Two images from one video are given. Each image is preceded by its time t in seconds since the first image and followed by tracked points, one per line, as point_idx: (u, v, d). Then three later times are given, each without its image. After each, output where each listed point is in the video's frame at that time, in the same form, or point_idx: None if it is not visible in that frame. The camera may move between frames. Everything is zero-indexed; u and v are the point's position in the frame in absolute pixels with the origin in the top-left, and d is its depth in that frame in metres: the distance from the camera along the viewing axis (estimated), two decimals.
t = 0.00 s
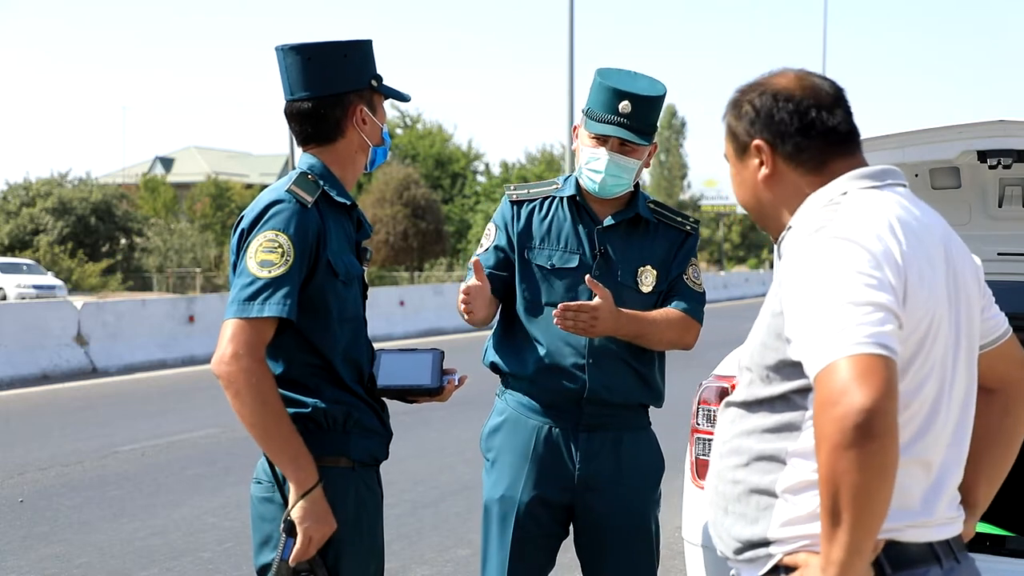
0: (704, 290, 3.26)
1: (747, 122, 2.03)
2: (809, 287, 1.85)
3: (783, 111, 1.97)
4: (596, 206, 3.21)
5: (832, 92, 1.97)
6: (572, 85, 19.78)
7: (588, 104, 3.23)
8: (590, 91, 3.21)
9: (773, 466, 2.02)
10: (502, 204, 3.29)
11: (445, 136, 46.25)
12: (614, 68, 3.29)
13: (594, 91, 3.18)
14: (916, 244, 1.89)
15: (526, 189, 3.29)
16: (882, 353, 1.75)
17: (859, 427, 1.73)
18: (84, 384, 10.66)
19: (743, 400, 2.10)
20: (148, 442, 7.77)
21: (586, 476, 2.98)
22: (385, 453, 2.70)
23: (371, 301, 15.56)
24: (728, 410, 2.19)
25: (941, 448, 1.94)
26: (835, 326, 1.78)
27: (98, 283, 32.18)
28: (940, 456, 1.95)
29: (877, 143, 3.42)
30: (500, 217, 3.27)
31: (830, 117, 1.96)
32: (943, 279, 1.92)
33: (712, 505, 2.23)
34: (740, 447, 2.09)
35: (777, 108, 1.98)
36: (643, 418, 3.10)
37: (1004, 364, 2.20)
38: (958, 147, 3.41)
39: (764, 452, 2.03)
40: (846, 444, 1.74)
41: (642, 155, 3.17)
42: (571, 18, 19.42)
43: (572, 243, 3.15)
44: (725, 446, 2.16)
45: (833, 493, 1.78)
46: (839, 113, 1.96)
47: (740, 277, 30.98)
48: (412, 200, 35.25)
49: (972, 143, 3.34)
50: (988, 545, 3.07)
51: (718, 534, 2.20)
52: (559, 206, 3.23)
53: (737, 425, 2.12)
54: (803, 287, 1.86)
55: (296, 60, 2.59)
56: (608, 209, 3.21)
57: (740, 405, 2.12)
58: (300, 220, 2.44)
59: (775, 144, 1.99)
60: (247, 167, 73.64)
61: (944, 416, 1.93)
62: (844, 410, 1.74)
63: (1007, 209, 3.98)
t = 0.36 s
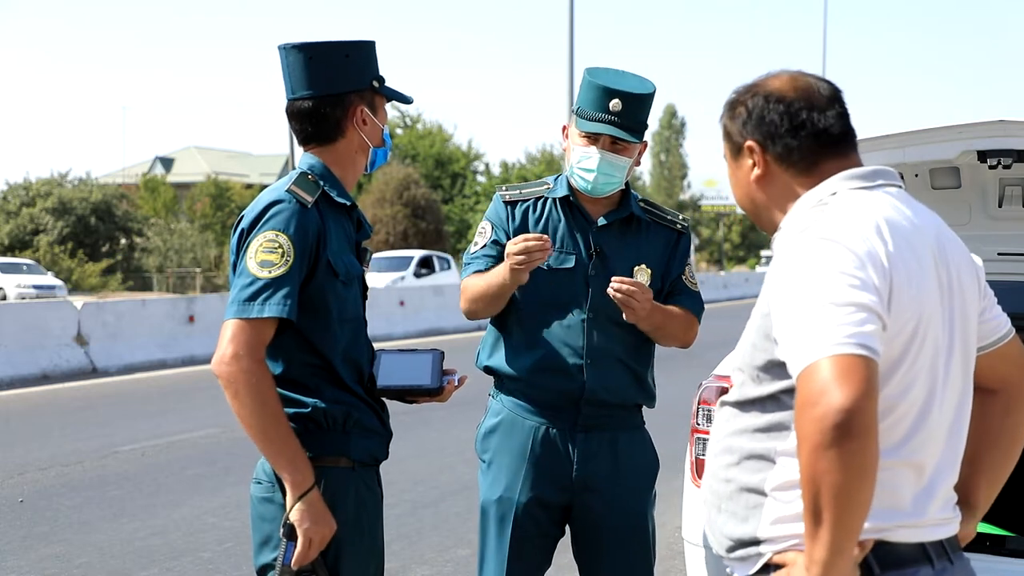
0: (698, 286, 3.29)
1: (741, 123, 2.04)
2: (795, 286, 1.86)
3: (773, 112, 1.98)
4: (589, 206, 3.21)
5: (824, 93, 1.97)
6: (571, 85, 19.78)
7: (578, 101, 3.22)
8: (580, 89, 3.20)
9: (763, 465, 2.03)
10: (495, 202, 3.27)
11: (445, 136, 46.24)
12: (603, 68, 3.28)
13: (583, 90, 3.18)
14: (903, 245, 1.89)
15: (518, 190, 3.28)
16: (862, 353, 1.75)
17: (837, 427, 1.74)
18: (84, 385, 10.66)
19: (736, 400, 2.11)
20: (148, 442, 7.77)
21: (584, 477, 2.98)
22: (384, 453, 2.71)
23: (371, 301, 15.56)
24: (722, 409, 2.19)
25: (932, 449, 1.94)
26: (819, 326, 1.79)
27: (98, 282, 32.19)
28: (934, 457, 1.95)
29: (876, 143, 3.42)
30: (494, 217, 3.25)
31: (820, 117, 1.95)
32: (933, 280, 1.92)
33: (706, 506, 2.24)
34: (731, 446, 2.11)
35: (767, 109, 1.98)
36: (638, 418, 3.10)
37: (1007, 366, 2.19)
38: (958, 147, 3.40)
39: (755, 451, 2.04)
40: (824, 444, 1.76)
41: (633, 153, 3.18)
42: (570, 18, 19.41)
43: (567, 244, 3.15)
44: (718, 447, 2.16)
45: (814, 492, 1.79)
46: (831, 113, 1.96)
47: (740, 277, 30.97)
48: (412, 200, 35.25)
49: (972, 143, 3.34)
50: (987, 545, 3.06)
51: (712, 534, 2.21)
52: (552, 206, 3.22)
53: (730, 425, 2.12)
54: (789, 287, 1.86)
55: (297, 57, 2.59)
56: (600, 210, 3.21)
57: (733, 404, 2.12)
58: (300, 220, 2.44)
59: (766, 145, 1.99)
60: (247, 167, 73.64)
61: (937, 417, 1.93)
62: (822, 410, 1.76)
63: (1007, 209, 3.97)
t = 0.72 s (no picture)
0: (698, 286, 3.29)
1: (741, 124, 2.04)
2: (789, 286, 1.86)
3: (773, 112, 1.97)
4: (592, 205, 3.22)
5: (824, 94, 1.97)
6: (572, 85, 19.78)
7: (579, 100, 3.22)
8: (581, 89, 3.20)
9: (757, 463, 2.04)
10: (496, 201, 3.24)
11: (445, 136, 46.24)
12: (603, 67, 3.27)
13: (584, 90, 3.17)
14: (898, 245, 1.89)
15: (520, 190, 3.27)
16: (853, 353, 1.76)
17: (827, 426, 1.75)
18: (84, 385, 10.66)
19: (733, 397, 2.11)
20: (148, 442, 7.77)
21: (585, 476, 2.98)
22: (384, 453, 2.71)
23: (371, 301, 15.56)
24: (719, 407, 2.19)
25: (928, 449, 1.94)
26: (812, 325, 1.79)
27: (99, 282, 32.19)
28: (931, 458, 1.96)
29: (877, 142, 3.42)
30: (498, 215, 3.21)
31: (820, 118, 1.95)
32: (929, 281, 1.92)
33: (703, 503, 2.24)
34: (727, 444, 2.11)
35: (768, 109, 1.98)
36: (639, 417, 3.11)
37: (1008, 365, 2.19)
38: (958, 147, 3.40)
39: (750, 448, 2.05)
40: (815, 443, 1.77)
41: (636, 152, 3.18)
42: (571, 18, 19.42)
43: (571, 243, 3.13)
44: (715, 446, 2.16)
45: (806, 491, 1.80)
46: (831, 114, 1.96)
47: (740, 277, 30.97)
48: (412, 200, 35.27)
49: (972, 143, 3.34)
50: (987, 545, 3.06)
51: (708, 532, 2.21)
52: (555, 205, 3.21)
53: (727, 422, 2.12)
54: (782, 286, 1.87)
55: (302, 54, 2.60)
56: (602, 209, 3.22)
57: (730, 402, 2.13)
58: (299, 219, 2.44)
59: (765, 145, 1.99)
60: (247, 167, 73.64)
61: (933, 417, 1.93)
62: (813, 409, 1.76)
63: (1007, 209, 3.97)
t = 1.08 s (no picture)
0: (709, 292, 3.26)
1: (745, 124, 2.04)
2: (790, 284, 1.86)
3: (777, 113, 1.97)
4: (598, 206, 3.22)
5: (828, 94, 1.96)
6: (571, 85, 19.79)
7: (592, 100, 3.20)
8: (593, 88, 3.18)
9: (758, 461, 2.04)
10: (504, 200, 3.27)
11: (445, 136, 46.25)
12: (614, 66, 3.26)
13: (596, 89, 3.16)
14: (900, 244, 1.89)
15: (529, 188, 3.28)
16: (854, 352, 1.76)
17: (827, 424, 1.75)
18: (84, 385, 10.66)
19: (734, 395, 2.11)
20: (148, 442, 7.77)
21: (588, 476, 2.98)
22: (385, 452, 2.71)
23: (371, 301, 15.57)
24: (721, 405, 2.18)
25: (930, 448, 1.94)
26: (813, 324, 1.79)
27: (99, 282, 32.18)
28: (932, 456, 1.95)
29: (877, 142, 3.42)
30: (506, 213, 3.24)
31: (824, 119, 1.95)
32: (930, 280, 1.92)
33: (704, 501, 2.24)
34: (729, 442, 2.11)
35: (771, 109, 1.98)
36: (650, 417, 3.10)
37: (1011, 366, 2.19)
38: (958, 147, 3.41)
39: (750, 446, 2.05)
40: (814, 441, 1.77)
41: (648, 152, 3.18)
42: (570, 18, 19.42)
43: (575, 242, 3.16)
44: (716, 444, 2.16)
45: (805, 489, 1.80)
46: (835, 114, 1.96)
47: (739, 277, 30.98)
48: (412, 200, 35.27)
49: (972, 143, 3.34)
50: (988, 545, 3.06)
51: (710, 530, 2.21)
52: (560, 204, 3.23)
53: (728, 420, 2.12)
54: (783, 285, 1.87)
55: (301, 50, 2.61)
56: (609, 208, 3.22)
57: (732, 400, 2.12)
58: (297, 219, 2.44)
59: (768, 145, 1.99)
60: (247, 167, 73.65)
61: (935, 417, 1.93)
62: (813, 407, 1.76)
63: (1007, 209, 3.97)
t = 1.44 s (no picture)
0: (720, 299, 3.25)
1: (745, 125, 2.04)
2: (793, 284, 1.86)
3: (775, 114, 1.98)
4: (611, 207, 3.20)
5: (827, 95, 1.96)
6: (571, 85, 19.78)
7: (610, 101, 3.19)
8: (612, 90, 3.17)
9: (760, 461, 2.04)
10: (518, 199, 3.28)
11: (444, 136, 46.26)
12: (634, 68, 3.24)
13: (615, 90, 3.15)
14: (903, 245, 1.89)
15: (543, 187, 3.28)
16: (856, 352, 1.75)
17: (829, 424, 1.75)
18: (84, 385, 10.66)
19: (737, 395, 2.11)
20: (148, 442, 7.77)
21: (591, 476, 2.98)
22: (388, 452, 2.70)
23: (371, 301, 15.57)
24: (723, 405, 2.18)
25: (932, 448, 1.94)
26: (814, 324, 1.79)
27: (99, 283, 32.17)
28: (935, 456, 1.95)
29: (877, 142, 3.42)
30: (519, 212, 3.25)
31: (822, 120, 1.95)
32: (933, 281, 1.92)
33: (708, 501, 2.24)
34: (731, 442, 2.11)
35: (770, 111, 1.98)
36: (653, 418, 3.09)
37: (1012, 366, 2.19)
38: (958, 147, 3.40)
39: (752, 446, 2.05)
40: (817, 441, 1.77)
41: (665, 155, 3.17)
42: (570, 18, 19.42)
43: (584, 243, 3.16)
44: (719, 445, 2.16)
45: (808, 489, 1.80)
46: (833, 116, 1.95)
47: (739, 277, 30.98)
48: (412, 199, 35.27)
49: (972, 143, 3.33)
50: (987, 545, 3.06)
51: (713, 530, 2.21)
52: (574, 205, 3.22)
53: (731, 420, 2.12)
54: (786, 285, 1.87)
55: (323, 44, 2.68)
56: (621, 208, 3.20)
57: (735, 400, 2.12)
58: (285, 219, 2.44)
59: (767, 147, 2.00)
60: (247, 167, 73.64)
61: (937, 417, 1.93)
62: (815, 407, 1.76)
63: (1007, 209, 3.97)
